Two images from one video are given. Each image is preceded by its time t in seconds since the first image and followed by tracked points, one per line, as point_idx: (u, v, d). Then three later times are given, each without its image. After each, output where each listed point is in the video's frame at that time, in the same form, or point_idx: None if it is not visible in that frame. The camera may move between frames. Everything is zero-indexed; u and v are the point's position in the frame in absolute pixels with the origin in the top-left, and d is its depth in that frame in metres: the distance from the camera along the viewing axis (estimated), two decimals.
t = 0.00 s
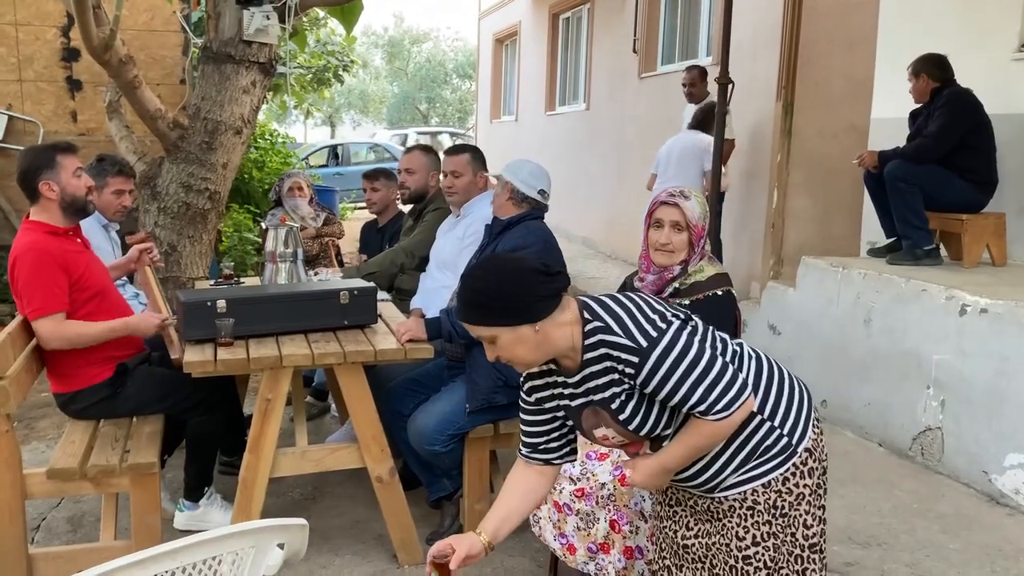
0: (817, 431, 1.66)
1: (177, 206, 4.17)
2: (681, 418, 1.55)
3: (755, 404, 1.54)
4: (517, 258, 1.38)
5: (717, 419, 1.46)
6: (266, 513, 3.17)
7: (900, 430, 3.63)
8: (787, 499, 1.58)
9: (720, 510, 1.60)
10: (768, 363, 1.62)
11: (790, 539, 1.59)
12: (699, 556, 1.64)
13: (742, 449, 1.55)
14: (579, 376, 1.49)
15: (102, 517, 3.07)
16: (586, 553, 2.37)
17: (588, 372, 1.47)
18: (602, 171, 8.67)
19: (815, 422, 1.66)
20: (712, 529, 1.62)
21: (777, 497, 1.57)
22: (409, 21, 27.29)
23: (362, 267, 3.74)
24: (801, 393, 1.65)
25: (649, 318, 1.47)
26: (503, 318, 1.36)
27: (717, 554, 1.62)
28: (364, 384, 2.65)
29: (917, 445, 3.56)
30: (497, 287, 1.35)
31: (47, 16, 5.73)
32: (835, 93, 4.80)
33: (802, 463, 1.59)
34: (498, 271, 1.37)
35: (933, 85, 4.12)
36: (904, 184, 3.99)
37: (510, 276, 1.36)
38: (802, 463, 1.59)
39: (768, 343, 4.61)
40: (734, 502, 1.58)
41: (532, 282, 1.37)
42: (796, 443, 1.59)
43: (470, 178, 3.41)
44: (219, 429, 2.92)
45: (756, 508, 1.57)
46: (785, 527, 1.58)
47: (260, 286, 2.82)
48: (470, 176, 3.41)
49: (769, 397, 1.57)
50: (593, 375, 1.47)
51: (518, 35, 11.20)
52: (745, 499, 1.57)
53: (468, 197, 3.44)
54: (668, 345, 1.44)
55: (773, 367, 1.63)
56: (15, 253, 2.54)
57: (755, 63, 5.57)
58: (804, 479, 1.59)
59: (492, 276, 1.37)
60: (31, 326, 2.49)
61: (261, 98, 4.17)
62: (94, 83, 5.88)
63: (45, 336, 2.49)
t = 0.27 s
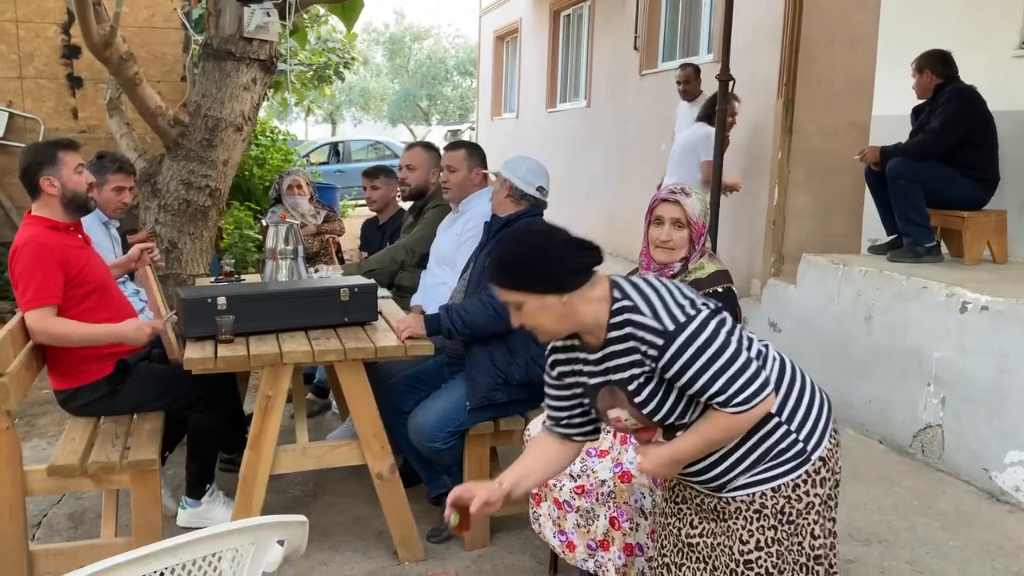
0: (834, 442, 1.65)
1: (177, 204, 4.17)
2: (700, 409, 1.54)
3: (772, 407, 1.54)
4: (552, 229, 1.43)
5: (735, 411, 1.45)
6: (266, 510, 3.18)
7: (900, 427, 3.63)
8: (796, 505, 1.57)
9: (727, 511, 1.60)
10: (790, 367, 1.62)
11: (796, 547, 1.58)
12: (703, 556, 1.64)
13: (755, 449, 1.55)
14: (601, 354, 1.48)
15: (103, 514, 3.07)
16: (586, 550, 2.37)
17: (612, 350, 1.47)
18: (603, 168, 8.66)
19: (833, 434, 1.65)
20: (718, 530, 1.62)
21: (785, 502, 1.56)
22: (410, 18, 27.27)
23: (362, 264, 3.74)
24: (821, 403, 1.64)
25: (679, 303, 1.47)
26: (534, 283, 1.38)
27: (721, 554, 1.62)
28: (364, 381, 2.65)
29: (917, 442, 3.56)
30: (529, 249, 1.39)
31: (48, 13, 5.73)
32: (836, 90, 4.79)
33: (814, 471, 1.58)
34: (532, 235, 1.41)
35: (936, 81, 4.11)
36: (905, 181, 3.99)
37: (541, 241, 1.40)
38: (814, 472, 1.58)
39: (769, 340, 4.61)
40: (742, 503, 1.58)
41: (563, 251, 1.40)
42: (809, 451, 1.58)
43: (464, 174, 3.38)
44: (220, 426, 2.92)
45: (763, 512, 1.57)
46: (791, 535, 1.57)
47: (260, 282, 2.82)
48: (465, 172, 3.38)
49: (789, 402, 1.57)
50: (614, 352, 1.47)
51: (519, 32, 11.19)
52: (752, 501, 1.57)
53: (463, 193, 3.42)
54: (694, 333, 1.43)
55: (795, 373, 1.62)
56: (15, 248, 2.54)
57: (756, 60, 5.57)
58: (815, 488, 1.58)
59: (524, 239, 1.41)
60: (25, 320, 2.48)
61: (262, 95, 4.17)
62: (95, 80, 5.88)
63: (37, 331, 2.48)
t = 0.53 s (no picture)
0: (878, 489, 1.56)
1: (177, 202, 4.17)
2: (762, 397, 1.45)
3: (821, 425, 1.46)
4: (679, 170, 1.47)
5: (797, 403, 1.36)
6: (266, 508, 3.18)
7: (899, 425, 3.64)
8: (823, 536, 1.48)
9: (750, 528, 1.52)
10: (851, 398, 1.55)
11: None
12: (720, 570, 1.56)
13: (799, 464, 1.47)
14: (685, 306, 1.44)
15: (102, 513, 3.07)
16: (585, 548, 2.38)
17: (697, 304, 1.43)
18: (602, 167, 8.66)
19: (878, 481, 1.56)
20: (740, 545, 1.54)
21: (812, 531, 1.48)
22: (410, 17, 27.25)
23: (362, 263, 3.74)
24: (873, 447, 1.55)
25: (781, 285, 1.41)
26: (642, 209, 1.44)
27: (735, 568, 1.53)
28: (364, 379, 2.65)
29: (916, 440, 3.56)
30: (649, 176, 1.45)
31: (48, 12, 5.73)
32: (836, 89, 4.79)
33: (848, 505, 1.49)
34: (656, 164, 1.47)
35: (934, 81, 4.11)
36: (905, 180, 4.01)
37: (664, 173, 1.45)
38: (848, 507, 1.49)
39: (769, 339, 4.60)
40: (770, 520, 1.50)
41: (681, 193, 1.44)
42: (849, 485, 1.49)
43: (460, 175, 3.36)
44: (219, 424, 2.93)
45: (790, 535, 1.49)
46: (815, 566, 1.48)
47: (260, 281, 2.81)
48: (461, 172, 3.36)
49: (844, 430, 1.49)
50: (697, 308, 1.42)
51: (519, 30, 11.19)
52: (777, 521, 1.49)
53: (459, 193, 3.40)
54: (784, 313, 1.37)
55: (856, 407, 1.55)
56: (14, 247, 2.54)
57: (756, 59, 5.56)
58: (848, 524, 1.49)
59: (648, 167, 1.46)
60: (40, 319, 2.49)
61: (262, 94, 4.17)
62: (95, 79, 5.88)
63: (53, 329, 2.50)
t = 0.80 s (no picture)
0: (920, 504, 1.56)
1: (176, 203, 4.17)
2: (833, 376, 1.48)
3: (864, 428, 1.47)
4: (827, 132, 1.44)
5: (853, 392, 1.39)
6: (265, 509, 3.18)
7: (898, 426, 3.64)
8: (852, 541, 1.50)
9: (784, 522, 1.58)
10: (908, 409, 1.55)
11: None
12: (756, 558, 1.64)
13: (839, 465, 1.50)
14: (789, 266, 1.48)
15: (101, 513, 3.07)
16: (583, 549, 2.37)
17: (804, 267, 1.45)
18: (602, 168, 8.67)
19: (923, 497, 1.56)
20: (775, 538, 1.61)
21: (841, 533, 1.51)
22: (409, 17, 27.26)
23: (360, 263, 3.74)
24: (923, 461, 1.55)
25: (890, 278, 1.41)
26: (773, 162, 1.45)
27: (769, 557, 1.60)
28: (363, 380, 2.66)
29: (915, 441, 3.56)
30: (789, 130, 1.44)
31: (47, 12, 5.73)
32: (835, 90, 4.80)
33: (883, 515, 1.50)
34: (803, 118, 1.44)
35: (927, 84, 4.14)
36: (903, 182, 4.02)
37: (809, 133, 1.43)
38: (882, 516, 1.50)
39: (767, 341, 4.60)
40: (803, 515, 1.54)
41: (818, 156, 1.43)
42: (887, 494, 1.49)
43: (461, 180, 3.36)
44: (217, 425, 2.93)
45: (819, 534, 1.53)
46: (840, 569, 1.52)
47: (258, 282, 2.82)
48: (462, 178, 3.36)
49: (892, 440, 1.50)
50: (800, 270, 1.45)
51: (518, 31, 11.20)
52: (808, 518, 1.54)
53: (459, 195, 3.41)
54: (879, 304, 1.37)
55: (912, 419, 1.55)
56: (14, 248, 2.54)
57: (755, 60, 5.57)
58: (879, 533, 1.50)
59: (792, 119, 1.45)
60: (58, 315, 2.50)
61: (261, 95, 4.17)
62: (94, 79, 5.88)
63: (69, 325, 2.52)
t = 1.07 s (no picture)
0: (926, 503, 1.58)
1: (174, 205, 4.17)
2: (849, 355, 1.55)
3: (867, 413, 1.54)
4: (884, 116, 1.53)
5: (855, 372, 1.46)
6: (263, 511, 3.18)
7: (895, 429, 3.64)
8: (846, 527, 1.57)
9: (789, 500, 1.67)
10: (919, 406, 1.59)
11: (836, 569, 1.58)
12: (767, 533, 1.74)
13: (838, 450, 1.58)
14: (828, 243, 1.57)
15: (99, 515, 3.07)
16: (582, 552, 2.37)
17: (839, 245, 1.54)
18: (600, 171, 8.67)
19: (932, 495, 1.58)
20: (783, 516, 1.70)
21: (837, 517, 1.58)
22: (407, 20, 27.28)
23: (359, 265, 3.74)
24: (932, 459, 1.58)
25: (921, 268, 1.47)
26: (829, 138, 1.54)
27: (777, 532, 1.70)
28: (360, 382, 2.65)
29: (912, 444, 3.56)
30: (849, 111, 1.53)
31: (45, 14, 5.73)
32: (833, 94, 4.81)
33: (879, 504, 1.55)
34: (862, 99, 1.53)
35: (925, 88, 4.15)
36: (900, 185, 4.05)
37: (866, 114, 1.52)
38: (878, 506, 1.55)
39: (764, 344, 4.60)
40: (803, 496, 1.63)
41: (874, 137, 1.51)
42: (883, 485, 1.55)
43: (460, 184, 3.36)
44: (215, 428, 2.93)
45: (816, 515, 1.61)
46: (833, 553, 1.59)
47: (257, 284, 2.82)
48: (461, 182, 3.36)
49: (894, 433, 1.55)
50: (835, 247, 1.54)
51: (517, 34, 11.21)
52: (808, 499, 1.62)
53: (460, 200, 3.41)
54: (896, 292, 1.45)
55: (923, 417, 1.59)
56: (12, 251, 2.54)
57: (754, 63, 5.58)
58: (873, 522, 1.56)
59: (851, 101, 1.53)
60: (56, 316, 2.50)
61: (260, 97, 4.18)
62: (92, 81, 5.88)
63: (65, 326, 2.52)
